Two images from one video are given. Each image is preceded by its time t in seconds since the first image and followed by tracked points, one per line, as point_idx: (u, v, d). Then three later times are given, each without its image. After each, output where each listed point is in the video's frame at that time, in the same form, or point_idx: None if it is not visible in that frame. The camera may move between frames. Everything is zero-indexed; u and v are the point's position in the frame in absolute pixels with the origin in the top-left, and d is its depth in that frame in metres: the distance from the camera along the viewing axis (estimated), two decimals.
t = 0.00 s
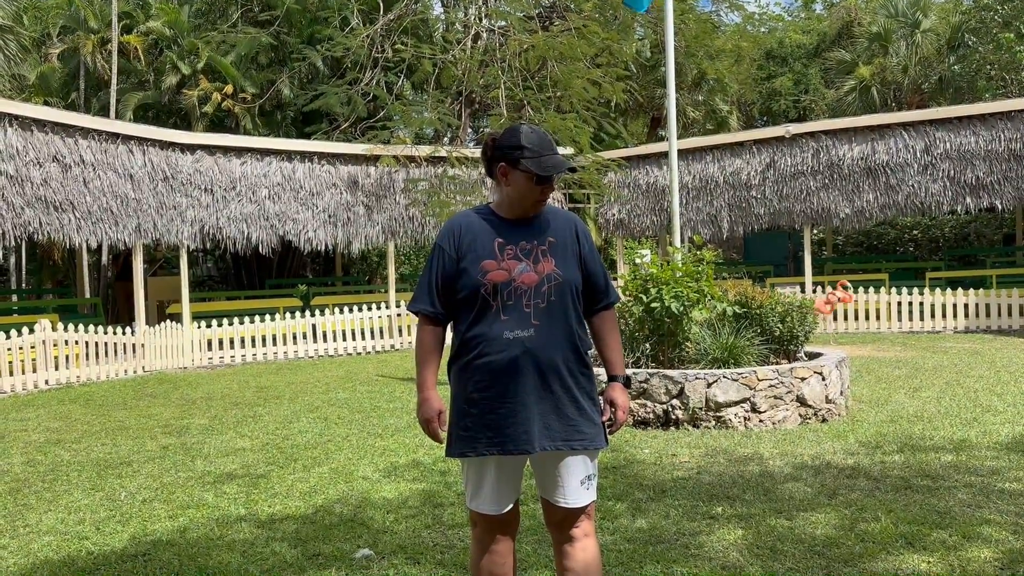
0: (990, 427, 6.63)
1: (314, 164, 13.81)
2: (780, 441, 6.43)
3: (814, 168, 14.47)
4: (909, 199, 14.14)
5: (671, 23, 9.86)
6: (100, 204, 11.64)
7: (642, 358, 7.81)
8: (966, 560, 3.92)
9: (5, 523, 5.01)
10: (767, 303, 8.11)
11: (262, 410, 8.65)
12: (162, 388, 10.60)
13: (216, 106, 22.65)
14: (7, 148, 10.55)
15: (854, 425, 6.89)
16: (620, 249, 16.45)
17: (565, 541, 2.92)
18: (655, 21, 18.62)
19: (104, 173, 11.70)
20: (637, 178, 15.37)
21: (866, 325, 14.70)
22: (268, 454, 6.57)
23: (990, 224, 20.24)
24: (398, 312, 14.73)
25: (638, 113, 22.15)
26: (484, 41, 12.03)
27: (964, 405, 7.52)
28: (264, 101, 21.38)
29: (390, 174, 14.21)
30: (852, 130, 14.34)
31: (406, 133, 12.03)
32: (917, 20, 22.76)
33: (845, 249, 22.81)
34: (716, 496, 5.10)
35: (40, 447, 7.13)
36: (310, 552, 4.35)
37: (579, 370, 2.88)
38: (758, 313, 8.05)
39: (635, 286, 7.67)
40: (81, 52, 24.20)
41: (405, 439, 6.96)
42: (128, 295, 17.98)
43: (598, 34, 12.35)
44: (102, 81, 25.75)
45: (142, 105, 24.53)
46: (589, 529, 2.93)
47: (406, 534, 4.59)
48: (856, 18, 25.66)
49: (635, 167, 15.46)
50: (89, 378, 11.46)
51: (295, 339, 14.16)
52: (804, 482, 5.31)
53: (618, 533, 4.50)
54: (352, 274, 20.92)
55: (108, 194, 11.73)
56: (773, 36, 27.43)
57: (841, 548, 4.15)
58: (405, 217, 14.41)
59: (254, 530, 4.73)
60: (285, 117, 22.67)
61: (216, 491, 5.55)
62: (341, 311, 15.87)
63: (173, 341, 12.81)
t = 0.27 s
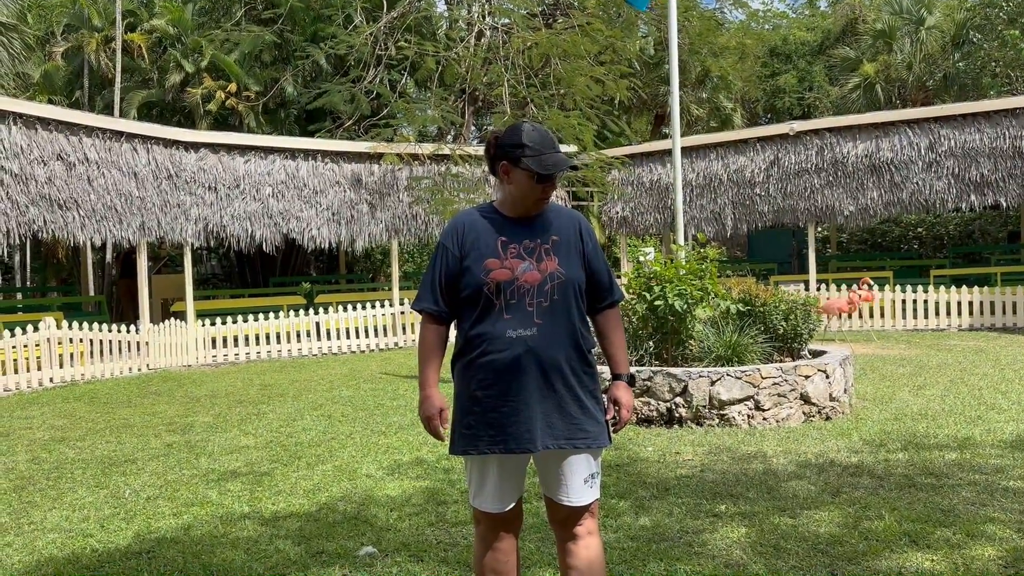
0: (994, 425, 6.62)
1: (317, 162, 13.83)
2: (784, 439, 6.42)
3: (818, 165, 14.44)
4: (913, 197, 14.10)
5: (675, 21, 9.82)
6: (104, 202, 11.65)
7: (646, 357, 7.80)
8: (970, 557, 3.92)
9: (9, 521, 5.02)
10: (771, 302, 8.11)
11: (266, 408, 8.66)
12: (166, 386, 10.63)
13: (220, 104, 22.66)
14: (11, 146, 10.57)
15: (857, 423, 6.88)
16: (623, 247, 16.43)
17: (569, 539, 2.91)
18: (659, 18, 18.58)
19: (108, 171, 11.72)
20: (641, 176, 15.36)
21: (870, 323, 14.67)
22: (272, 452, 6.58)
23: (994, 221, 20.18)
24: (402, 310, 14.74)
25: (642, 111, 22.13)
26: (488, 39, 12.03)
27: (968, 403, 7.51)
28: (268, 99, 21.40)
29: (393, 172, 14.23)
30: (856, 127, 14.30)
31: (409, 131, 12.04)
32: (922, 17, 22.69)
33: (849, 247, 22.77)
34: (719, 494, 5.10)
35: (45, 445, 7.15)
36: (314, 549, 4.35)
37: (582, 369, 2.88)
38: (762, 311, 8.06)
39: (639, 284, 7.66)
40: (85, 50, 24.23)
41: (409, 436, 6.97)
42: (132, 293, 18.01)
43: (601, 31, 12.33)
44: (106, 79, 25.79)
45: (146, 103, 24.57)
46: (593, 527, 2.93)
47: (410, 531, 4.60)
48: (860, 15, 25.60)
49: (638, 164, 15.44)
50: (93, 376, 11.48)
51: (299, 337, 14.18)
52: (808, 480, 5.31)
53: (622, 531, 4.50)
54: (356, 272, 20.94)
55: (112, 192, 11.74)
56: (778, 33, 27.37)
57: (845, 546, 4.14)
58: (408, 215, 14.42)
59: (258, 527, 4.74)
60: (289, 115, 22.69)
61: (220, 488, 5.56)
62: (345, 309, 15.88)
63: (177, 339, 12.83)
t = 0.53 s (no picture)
0: (1001, 422, 6.59)
1: (323, 160, 13.84)
2: (789, 437, 6.41)
3: (824, 162, 14.38)
4: (919, 194, 14.06)
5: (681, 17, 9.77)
6: (110, 200, 11.68)
7: (652, 353, 7.80)
8: (977, 555, 3.91)
9: (16, 518, 5.05)
10: (777, 298, 8.08)
11: (272, 405, 8.69)
12: (172, 383, 10.66)
13: (226, 102, 22.70)
14: (18, 144, 10.59)
15: (864, 420, 6.86)
16: (629, 244, 16.42)
17: (572, 536, 2.91)
18: (664, 14, 18.54)
19: (114, 169, 11.75)
20: (646, 173, 15.34)
21: (876, 321, 14.64)
22: (278, 449, 6.59)
23: (1001, 218, 20.09)
24: (407, 307, 14.75)
25: (647, 108, 22.10)
26: (493, 36, 12.01)
27: (975, 400, 7.49)
28: (273, 97, 21.43)
29: (398, 169, 14.25)
30: (862, 123, 14.25)
31: (414, 128, 12.05)
32: (928, 13, 22.58)
33: (855, 244, 22.72)
34: (724, 491, 5.09)
35: (52, 442, 7.18)
36: (320, 546, 4.36)
37: (584, 368, 2.87)
38: (767, 308, 8.04)
39: (644, 281, 7.65)
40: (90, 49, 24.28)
41: (414, 433, 6.98)
42: (138, 291, 18.06)
43: (607, 28, 12.31)
44: (112, 78, 25.85)
45: (151, 101, 24.62)
46: (596, 524, 2.93)
47: (415, 528, 4.61)
48: (866, 11, 25.51)
49: (643, 161, 15.42)
50: (100, 373, 11.52)
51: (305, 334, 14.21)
52: (813, 477, 5.30)
53: (627, 528, 4.50)
54: (362, 269, 20.97)
55: (118, 190, 11.77)
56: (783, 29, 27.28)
57: (851, 543, 4.13)
58: (413, 212, 14.43)
59: (263, 524, 4.75)
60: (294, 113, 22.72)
61: (226, 485, 5.58)
62: (350, 306, 15.91)
63: (184, 337, 12.88)
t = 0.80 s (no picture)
0: (1010, 418, 6.56)
1: (329, 157, 13.86)
2: (797, 433, 6.39)
3: (832, 157, 14.34)
4: (928, 189, 14.00)
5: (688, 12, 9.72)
6: (118, 197, 11.71)
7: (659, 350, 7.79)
8: (985, 551, 3.90)
9: (26, 513, 5.08)
10: (784, 294, 8.07)
11: (280, 401, 8.71)
12: (180, 379, 10.70)
13: (233, 99, 22.74)
14: (26, 142, 10.63)
15: (872, 416, 6.85)
16: (635, 240, 16.40)
17: (573, 534, 2.88)
18: (670, 10, 18.49)
19: (122, 167, 11.78)
20: (653, 169, 15.31)
21: (884, 317, 14.59)
22: (286, 445, 6.61)
23: (1011, 213, 19.98)
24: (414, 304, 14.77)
25: (654, 104, 22.06)
26: (499, 32, 11.99)
27: (983, 396, 7.46)
28: (279, 94, 21.46)
29: (405, 166, 14.25)
30: (870, 119, 14.20)
31: (421, 125, 12.05)
32: (937, 7, 22.08)
33: (863, 239, 22.65)
34: (732, 487, 5.08)
35: (62, 438, 7.22)
36: (328, 542, 4.38)
37: (576, 367, 2.82)
38: (775, 305, 8.02)
39: (651, 277, 7.64)
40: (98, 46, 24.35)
41: (421, 429, 6.99)
42: (146, 288, 18.12)
43: (613, 23, 12.28)
44: (120, 75, 25.94)
45: (159, 99, 24.69)
46: (598, 521, 2.89)
47: (422, 524, 4.62)
48: (874, 6, 25.39)
49: (650, 157, 15.40)
50: (108, 370, 11.56)
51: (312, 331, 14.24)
52: (821, 473, 5.28)
53: (634, 524, 4.50)
54: (369, 266, 21.01)
55: (125, 187, 11.80)
56: (791, 24, 27.18)
57: (858, 540, 4.12)
58: (420, 209, 14.42)
59: (272, 520, 4.77)
60: (301, 110, 22.76)
61: (234, 482, 5.60)
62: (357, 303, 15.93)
63: (192, 334, 12.92)
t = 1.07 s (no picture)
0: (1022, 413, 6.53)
1: (338, 153, 13.88)
2: (808, 428, 6.38)
3: (842, 152, 14.27)
4: (939, 183, 13.92)
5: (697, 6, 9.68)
6: (128, 194, 11.75)
7: (669, 345, 7.78)
8: (998, 547, 3.88)
9: (39, 508, 5.11)
10: (795, 289, 7.99)
11: (290, 397, 8.74)
12: (191, 375, 10.74)
13: (242, 96, 22.79)
14: (37, 139, 10.68)
15: (883, 411, 6.82)
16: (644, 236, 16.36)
17: (575, 530, 2.81)
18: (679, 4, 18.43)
19: (131, 163, 11.82)
20: (662, 164, 15.26)
21: (894, 311, 14.53)
22: (296, 441, 6.63)
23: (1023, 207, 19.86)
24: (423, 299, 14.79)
25: (663, 98, 22.00)
26: (507, 27, 11.96)
27: (995, 391, 7.42)
28: (288, 90, 21.49)
29: (413, 162, 14.25)
30: (880, 113, 14.13)
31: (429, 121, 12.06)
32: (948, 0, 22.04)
33: (874, 234, 22.55)
34: (743, 482, 5.07)
35: (74, 433, 7.26)
36: (339, 536, 4.39)
37: (572, 363, 2.78)
38: (785, 299, 7.95)
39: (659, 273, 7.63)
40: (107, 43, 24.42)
41: (430, 425, 7.00)
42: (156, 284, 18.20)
43: (622, 18, 12.24)
44: (129, 72, 26.02)
45: (168, 96, 24.76)
46: (601, 518, 2.80)
47: (432, 519, 4.63)
48: None
49: (659, 152, 15.36)
50: (119, 366, 11.61)
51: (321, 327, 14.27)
52: (832, 469, 5.27)
53: (644, 519, 4.50)
54: (378, 261, 21.05)
55: (135, 184, 11.84)
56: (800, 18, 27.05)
57: (869, 535, 4.11)
58: (429, 205, 14.39)
59: (283, 515, 4.79)
60: (309, 106, 22.80)
61: (245, 476, 5.62)
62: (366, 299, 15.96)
63: (202, 330, 12.96)
